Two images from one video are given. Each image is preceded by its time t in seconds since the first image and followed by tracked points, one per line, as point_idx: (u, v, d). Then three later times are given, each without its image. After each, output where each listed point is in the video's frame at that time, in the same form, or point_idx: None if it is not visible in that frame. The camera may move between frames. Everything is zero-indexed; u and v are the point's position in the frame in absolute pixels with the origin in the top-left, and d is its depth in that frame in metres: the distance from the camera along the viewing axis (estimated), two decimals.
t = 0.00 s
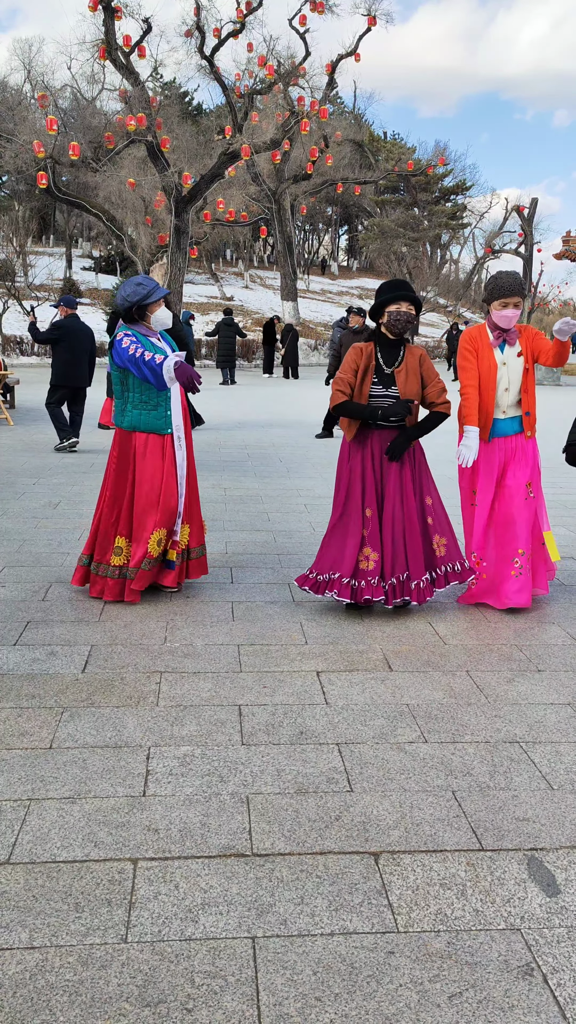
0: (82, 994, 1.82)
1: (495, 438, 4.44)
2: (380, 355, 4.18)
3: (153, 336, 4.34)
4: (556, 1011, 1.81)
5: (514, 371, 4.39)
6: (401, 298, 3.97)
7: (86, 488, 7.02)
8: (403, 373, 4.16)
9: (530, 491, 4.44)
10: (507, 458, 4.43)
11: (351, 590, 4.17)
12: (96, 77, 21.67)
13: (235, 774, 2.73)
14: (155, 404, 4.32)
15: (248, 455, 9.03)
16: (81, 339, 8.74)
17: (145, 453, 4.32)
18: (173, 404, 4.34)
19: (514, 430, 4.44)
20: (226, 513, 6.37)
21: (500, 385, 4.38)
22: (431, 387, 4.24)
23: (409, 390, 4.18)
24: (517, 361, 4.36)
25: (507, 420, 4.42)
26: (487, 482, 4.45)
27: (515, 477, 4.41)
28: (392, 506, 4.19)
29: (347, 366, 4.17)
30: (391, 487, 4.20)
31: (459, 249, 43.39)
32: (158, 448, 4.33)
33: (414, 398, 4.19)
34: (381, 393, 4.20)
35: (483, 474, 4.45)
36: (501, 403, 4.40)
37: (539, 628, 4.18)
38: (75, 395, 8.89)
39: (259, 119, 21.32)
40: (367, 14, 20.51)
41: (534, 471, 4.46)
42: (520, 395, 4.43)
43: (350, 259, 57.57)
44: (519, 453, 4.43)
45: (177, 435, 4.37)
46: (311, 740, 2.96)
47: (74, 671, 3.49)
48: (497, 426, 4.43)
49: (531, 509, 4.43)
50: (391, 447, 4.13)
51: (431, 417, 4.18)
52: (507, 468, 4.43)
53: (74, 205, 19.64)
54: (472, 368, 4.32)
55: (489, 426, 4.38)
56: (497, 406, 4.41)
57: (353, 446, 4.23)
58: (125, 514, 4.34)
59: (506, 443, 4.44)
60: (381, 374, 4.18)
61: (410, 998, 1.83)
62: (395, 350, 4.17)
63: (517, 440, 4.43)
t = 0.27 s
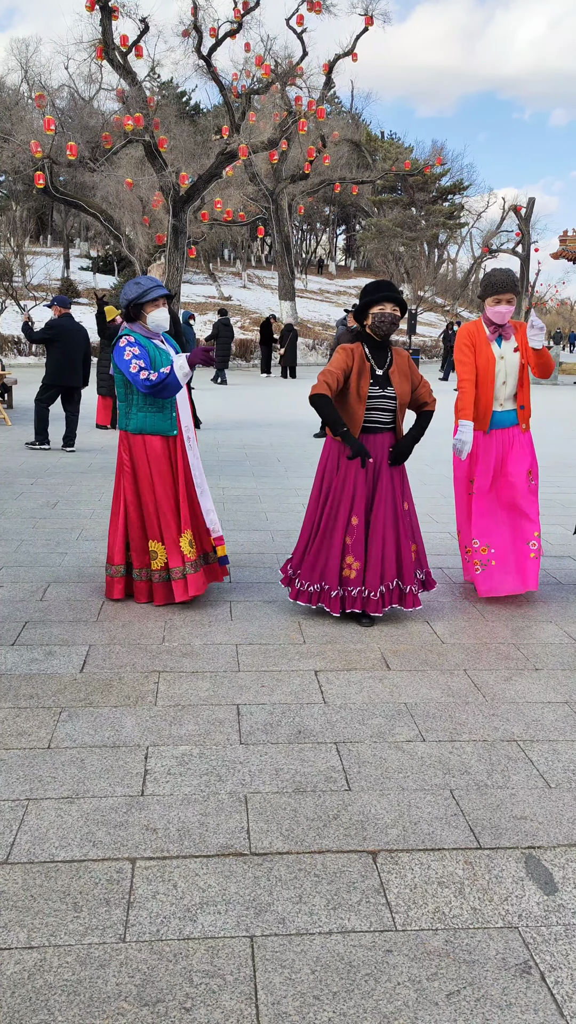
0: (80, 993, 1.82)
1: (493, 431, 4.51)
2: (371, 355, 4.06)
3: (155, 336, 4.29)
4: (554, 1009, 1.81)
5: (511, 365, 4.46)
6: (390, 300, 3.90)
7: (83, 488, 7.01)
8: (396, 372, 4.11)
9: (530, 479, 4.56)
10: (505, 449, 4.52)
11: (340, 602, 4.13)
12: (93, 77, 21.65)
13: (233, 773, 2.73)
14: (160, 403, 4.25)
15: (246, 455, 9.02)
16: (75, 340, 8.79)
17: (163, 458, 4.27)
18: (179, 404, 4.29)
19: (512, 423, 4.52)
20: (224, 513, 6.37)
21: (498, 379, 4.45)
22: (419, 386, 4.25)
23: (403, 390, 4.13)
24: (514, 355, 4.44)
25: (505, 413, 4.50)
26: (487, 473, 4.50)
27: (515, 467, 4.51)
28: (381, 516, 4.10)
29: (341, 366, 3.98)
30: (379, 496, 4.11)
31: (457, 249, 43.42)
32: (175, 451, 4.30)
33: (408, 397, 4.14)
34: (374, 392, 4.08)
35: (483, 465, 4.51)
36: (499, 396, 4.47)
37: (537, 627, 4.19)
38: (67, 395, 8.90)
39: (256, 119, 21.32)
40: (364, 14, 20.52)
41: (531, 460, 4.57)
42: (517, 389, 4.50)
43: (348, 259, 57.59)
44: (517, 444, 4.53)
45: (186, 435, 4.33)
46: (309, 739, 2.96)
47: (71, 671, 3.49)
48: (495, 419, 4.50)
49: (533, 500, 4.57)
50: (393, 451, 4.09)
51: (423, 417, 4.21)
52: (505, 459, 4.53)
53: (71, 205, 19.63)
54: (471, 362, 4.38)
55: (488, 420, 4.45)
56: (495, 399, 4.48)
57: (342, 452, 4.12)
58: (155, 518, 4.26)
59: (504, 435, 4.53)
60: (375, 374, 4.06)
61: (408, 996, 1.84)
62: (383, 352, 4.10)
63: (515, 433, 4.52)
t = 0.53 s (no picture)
0: (77, 994, 1.82)
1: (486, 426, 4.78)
2: (354, 350, 3.96)
3: (146, 335, 4.27)
4: (551, 1008, 1.81)
5: (504, 364, 4.76)
6: (375, 295, 3.81)
7: (80, 489, 7.00)
8: (382, 370, 3.99)
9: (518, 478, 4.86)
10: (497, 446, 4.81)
11: (336, 610, 4.01)
12: (89, 77, 21.65)
13: (230, 773, 2.74)
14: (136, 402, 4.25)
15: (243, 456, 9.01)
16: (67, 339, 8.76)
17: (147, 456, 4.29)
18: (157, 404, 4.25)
19: (504, 419, 4.79)
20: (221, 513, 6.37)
21: (491, 376, 4.74)
22: (404, 385, 4.16)
23: (389, 389, 4.01)
24: (506, 354, 4.74)
25: (498, 409, 4.77)
26: (481, 464, 4.78)
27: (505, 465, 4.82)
28: (369, 515, 4.04)
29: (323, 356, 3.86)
30: (366, 495, 4.04)
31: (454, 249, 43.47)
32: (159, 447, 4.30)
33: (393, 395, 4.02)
34: (359, 389, 3.96)
35: (478, 456, 4.78)
36: (493, 392, 4.75)
37: (534, 626, 4.20)
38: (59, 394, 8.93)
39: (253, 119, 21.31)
40: (361, 14, 20.52)
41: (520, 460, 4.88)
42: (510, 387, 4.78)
43: (345, 259, 57.59)
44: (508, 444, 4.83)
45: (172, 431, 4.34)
46: (306, 739, 2.96)
47: (69, 671, 3.49)
48: (488, 415, 4.77)
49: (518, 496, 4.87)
50: (376, 451, 4.01)
51: (409, 419, 4.15)
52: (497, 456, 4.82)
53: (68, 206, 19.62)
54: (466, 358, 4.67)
55: (481, 413, 4.72)
56: (489, 395, 4.76)
57: (326, 452, 3.99)
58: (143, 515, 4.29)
59: (496, 431, 4.81)
60: (358, 371, 3.95)
61: (405, 995, 1.84)
62: (366, 350, 3.99)
63: (507, 428, 4.81)
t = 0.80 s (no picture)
0: (75, 994, 1.82)
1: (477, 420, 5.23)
2: (335, 352, 3.95)
3: (134, 335, 4.25)
4: (549, 1005, 1.82)
5: (495, 363, 5.20)
6: (357, 297, 3.81)
7: (76, 489, 6.99)
8: (362, 373, 4.00)
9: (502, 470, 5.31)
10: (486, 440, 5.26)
11: (336, 616, 3.92)
12: (85, 77, 21.62)
13: (227, 772, 2.74)
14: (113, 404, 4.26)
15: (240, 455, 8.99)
16: (54, 335, 8.78)
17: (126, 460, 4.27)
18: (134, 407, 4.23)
19: (492, 415, 5.24)
20: (217, 513, 6.36)
21: (483, 375, 5.18)
22: (383, 385, 4.17)
23: (368, 391, 4.02)
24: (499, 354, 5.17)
25: (488, 405, 5.21)
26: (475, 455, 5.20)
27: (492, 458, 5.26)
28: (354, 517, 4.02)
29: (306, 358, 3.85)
30: (350, 498, 4.03)
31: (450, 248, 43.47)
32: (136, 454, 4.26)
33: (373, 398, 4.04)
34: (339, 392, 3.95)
35: (471, 448, 5.21)
36: (483, 389, 5.20)
37: (530, 625, 4.20)
38: (48, 393, 8.94)
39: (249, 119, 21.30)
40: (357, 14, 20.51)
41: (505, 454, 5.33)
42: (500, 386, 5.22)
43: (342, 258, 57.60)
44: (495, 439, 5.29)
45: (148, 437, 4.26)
46: (303, 739, 2.96)
47: (66, 671, 3.48)
48: (478, 410, 5.22)
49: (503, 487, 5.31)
50: (358, 453, 4.01)
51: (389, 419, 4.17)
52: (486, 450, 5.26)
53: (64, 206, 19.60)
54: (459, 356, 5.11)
55: (470, 408, 5.17)
56: (479, 392, 5.20)
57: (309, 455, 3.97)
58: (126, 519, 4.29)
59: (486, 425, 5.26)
60: (338, 374, 3.93)
61: (403, 994, 1.84)
62: (346, 352, 3.98)
63: (495, 424, 5.26)
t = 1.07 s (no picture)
0: (73, 993, 1.82)
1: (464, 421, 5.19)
2: (330, 355, 3.94)
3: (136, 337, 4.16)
4: (546, 1003, 1.82)
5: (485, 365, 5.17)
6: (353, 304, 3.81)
7: (74, 489, 6.98)
8: (355, 376, 3.99)
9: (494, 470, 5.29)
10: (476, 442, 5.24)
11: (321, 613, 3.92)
12: (82, 76, 21.61)
13: (225, 771, 2.74)
14: (111, 409, 4.15)
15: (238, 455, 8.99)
16: (43, 336, 8.80)
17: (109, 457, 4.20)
18: (127, 412, 4.12)
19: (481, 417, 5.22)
20: (215, 512, 6.35)
21: (472, 377, 5.15)
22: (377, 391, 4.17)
23: (361, 395, 4.01)
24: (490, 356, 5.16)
25: (476, 408, 5.20)
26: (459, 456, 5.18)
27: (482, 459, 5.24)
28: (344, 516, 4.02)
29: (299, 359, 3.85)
30: (341, 497, 4.02)
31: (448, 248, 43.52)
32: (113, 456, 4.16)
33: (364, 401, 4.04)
34: (332, 395, 3.95)
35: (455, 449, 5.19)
36: (472, 391, 5.19)
37: (528, 624, 4.20)
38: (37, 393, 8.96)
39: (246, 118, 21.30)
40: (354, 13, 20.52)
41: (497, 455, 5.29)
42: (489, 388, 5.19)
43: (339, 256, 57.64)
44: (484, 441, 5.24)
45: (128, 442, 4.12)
46: (301, 739, 2.96)
47: (63, 672, 3.48)
48: (467, 413, 5.20)
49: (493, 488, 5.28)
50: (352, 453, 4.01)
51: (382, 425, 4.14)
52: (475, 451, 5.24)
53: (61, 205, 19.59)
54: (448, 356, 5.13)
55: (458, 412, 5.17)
56: (468, 394, 5.20)
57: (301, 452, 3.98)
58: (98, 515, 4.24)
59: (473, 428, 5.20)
60: (333, 376, 3.93)
61: (400, 992, 1.84)
62: (343, 355, 3.98)
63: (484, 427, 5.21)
